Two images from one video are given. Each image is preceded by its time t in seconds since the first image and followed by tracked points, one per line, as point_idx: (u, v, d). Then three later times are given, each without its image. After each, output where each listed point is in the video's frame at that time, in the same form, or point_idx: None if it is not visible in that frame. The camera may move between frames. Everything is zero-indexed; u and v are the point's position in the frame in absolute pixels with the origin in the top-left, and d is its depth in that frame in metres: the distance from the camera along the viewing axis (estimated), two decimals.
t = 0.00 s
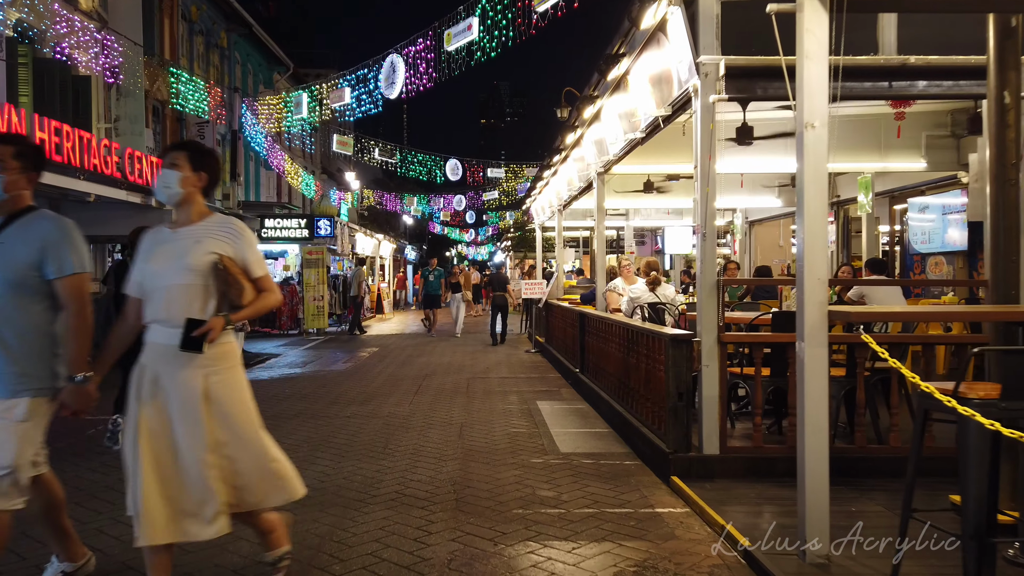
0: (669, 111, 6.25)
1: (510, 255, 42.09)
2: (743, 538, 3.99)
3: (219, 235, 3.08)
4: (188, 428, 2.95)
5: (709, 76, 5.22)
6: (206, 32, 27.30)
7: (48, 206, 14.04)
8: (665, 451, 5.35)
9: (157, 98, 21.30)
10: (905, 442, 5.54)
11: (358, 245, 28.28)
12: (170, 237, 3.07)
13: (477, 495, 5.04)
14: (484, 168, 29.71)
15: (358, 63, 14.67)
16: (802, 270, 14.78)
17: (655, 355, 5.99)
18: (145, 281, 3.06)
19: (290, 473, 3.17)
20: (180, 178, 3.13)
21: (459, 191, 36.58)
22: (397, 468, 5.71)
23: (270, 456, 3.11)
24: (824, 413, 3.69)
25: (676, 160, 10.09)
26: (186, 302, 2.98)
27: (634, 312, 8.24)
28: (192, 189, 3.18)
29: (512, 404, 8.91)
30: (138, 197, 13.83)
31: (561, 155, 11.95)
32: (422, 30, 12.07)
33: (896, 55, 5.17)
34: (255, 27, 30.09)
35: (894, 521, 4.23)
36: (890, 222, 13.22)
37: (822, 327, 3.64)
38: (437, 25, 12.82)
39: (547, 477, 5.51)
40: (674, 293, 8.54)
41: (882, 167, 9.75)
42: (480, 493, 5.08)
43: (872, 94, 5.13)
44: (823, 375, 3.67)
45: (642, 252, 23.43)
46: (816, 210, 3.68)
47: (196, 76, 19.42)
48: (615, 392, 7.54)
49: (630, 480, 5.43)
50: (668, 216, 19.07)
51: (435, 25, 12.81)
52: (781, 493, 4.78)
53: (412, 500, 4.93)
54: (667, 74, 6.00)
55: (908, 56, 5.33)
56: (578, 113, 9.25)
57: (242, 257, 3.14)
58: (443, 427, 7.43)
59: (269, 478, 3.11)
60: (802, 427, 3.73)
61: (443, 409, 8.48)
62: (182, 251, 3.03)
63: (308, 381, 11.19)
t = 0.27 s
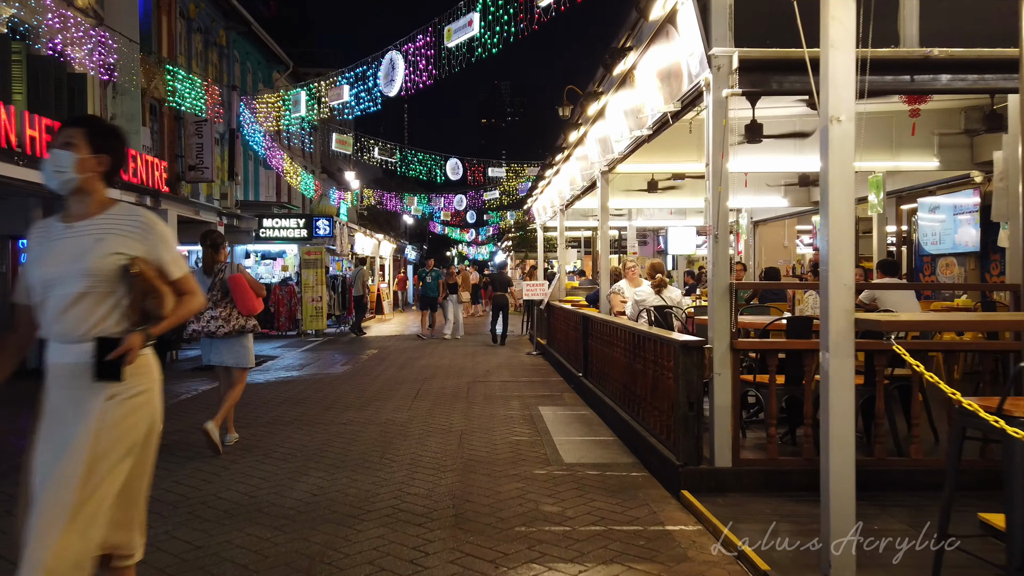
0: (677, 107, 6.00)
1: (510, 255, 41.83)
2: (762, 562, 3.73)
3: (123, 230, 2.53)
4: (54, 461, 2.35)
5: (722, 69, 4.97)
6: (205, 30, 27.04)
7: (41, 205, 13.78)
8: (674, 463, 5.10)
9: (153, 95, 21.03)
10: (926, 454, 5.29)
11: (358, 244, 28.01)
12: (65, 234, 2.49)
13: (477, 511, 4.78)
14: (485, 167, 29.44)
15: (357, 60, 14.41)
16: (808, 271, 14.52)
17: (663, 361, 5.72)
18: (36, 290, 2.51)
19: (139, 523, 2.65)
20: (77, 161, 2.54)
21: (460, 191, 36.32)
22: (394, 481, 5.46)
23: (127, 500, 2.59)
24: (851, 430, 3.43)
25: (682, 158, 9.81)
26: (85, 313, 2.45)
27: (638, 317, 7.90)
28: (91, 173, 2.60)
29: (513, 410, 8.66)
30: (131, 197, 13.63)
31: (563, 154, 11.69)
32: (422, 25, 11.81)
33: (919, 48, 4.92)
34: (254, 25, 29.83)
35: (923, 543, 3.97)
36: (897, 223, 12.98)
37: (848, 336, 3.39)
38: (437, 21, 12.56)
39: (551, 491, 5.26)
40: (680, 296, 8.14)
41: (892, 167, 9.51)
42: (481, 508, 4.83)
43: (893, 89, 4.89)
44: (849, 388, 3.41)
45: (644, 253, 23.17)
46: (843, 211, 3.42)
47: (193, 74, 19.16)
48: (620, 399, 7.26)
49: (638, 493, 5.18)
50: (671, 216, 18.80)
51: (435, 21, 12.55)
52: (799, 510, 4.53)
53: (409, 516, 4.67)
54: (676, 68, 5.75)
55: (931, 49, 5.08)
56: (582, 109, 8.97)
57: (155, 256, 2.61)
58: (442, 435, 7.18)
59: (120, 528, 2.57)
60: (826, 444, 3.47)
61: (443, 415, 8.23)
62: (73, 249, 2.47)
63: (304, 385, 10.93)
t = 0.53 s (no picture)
0: (685, 98, 5.76)
1: (510, 255, 41.62)
2: None
3: None
4: None
5: (734, 57, 4.72)
6: (203, 27, 26.78)
7: (32, 202, 13.53)
8: (683, 470, 4.86)
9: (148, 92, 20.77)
10: (946, 460, 5.05)
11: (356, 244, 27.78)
12: None
13: (477, 521, 4.55)
14: (484, 166, 29.19)
15: (355, 55, 14.17)
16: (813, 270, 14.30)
17: (671, 363, 5.47)
18: None
19: None
20: None
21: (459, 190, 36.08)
22: (390, 488, 5.22)
23: (16, 514, 2.04)
24: (878, 440, 3.19)
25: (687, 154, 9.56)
26: None
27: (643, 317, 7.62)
28: None
29: (514, 413, 8.42)
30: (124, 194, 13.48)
31: (564, 150, 11.45)
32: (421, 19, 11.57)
33: (941, 35, 4.68)
34: (252, 23, 29.58)
35: (950, 558, 3.74)
36: (903, 221, 12.75)
37: (875, 339, 3.16)
38: (436, 15, 12.33)
39: (554, 499, 5.02)
40: (685, 295, 7.92)
41: (901, 163, 9.32)
42: (479, 518, 4.58)
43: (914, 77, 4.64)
44: (876, 395, 3.18)
45: (645, 252, 22.93)
46: (870, 205, 3.18)
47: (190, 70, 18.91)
48: (624, 402, 7.02)
49: (645, 502, 4.95)
50: (673, 215, 18.57)
51: (434, 15, 12.32)
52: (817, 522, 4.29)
53: (404, 526, 4.44)
54: (684, 58, 5.51)
55: (954, 35, 4.84)
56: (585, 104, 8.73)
57: (5, 254, 2.21)
58: (441, 439, 6.94)
59: (12, 548, 2.01)
60: (851, 455, 3.24)
61: (442, 418, 7.99)
62: None
63: (300, 386, 10.70)
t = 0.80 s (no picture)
0: (694, 86, 5.47)
1: (513, 254, 41.34)
2: None
3: None
4: None
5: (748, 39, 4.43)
6: (203, 24, 26.51)
7: (25, 200, 13.28)
8: (693, 478, 4.58)
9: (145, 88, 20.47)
10: (971, 468, 4.77)
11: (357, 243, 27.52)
12: None
13: (474, 532, 4.27)
14: (487, 164, 28.91)
15: (353, 50, 13.91)
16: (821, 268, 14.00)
17: (679, 364, 5.19)
18: None
19: None
20: None
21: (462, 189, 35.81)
22: (383, 497, 4.95)
23: None
24: (911, 450, 2.91)
25: (695, 148, 9.27)
26: None
27: (649, 316, 7.33)
28: None
29: (516, 415, 8.15)
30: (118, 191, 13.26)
31: (567, 145, 11.17)
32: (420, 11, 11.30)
33: (969, 15, 4.39)
34: (253, 20, 29.32)
35: None
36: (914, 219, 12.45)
37: (908, 338, 2.88)
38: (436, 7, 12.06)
39: (556, 509, 4.74)
40: (693, 292, 7.61)
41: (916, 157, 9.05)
42: (476, 530, 4.31)
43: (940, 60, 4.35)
44: (908, 401, 2.89)
45: (649, 251, 22.64)
46: (901, 192, 2.90)
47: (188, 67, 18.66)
48: (630, 405, 6.73)
49: (652, 512, 4.68)
50: (678, 213, 18.27)
51: (434, 8, 12.05)
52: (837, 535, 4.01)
53: (397, 539, 4.17)
54: (694, 43, 5.23)
55: (981, 16, 4.55)
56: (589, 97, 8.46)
57: None
58: (438, 443, 6.66)
59: None
60: (880, 467, 2.95)
61: (440, 420, 7.71)
62: None
63: (296, 387, 10.43)
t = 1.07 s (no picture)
0: (704, 82, 5.23)
1: (518, 255, 41.14)
2: None
3: None
4: None
5: (762, 32, 4.19)
6: (206, 23, 26.35)
7: (23, 201, 13.09)
8: (706, 495, 4.34)
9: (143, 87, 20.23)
10: (998, 484, 4.52)
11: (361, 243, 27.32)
12: None
13: (473, 554, 4.04)
14: (491, 164, 28.68)
15: (355, 48, 13.71)
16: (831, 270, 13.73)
17: (690, 374, 4.95)
18: None
19: None
20: None
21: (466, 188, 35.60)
22: (379, 513, 4.74)
23: None
24: (948, 477, 2.67)
25: (703, 147, 9.01)
26: None
27: (656, 321, 7.06)
28: None
29: (519, 422, 7.92)
30: (116, 193, 13.05)
31: (572, 145, 10.93)
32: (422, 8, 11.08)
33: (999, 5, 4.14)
34: (256, 19, 29.16)
35: None
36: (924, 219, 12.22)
37: (944, 352, 2.63)
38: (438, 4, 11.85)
39: (560, 527, 4.50)
40: (702, 297, 7.30)
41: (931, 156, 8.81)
42: (477, 552, 4.08)
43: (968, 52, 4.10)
44: (944, 424, 2.65)
45: (655, 251, 22.40)
46: (936, 194, 2.66)
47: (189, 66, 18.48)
48: (638, 414, 6.49)
49: (662, 531, 4.44)
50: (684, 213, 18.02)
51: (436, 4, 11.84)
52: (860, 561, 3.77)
53: (392, 560, 3.95)
54: (705, 38, 4.98)
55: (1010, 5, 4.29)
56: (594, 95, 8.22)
57: None
58: (439, 453, 6.44)
59: None
60: (913, 494, 2.72)
61: (441, 428, 7.49)
62: None
63: (294, 392, 10.23)
